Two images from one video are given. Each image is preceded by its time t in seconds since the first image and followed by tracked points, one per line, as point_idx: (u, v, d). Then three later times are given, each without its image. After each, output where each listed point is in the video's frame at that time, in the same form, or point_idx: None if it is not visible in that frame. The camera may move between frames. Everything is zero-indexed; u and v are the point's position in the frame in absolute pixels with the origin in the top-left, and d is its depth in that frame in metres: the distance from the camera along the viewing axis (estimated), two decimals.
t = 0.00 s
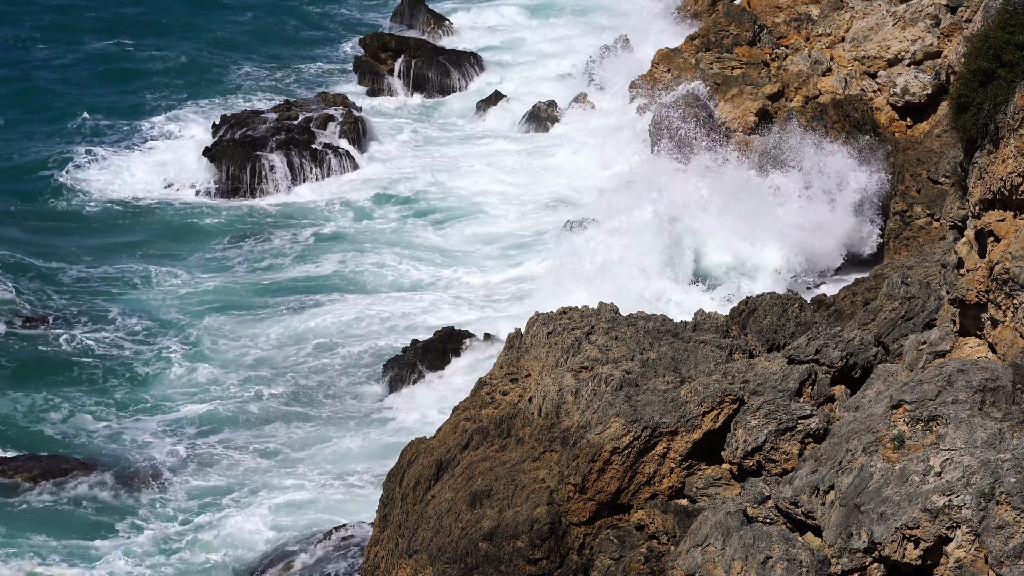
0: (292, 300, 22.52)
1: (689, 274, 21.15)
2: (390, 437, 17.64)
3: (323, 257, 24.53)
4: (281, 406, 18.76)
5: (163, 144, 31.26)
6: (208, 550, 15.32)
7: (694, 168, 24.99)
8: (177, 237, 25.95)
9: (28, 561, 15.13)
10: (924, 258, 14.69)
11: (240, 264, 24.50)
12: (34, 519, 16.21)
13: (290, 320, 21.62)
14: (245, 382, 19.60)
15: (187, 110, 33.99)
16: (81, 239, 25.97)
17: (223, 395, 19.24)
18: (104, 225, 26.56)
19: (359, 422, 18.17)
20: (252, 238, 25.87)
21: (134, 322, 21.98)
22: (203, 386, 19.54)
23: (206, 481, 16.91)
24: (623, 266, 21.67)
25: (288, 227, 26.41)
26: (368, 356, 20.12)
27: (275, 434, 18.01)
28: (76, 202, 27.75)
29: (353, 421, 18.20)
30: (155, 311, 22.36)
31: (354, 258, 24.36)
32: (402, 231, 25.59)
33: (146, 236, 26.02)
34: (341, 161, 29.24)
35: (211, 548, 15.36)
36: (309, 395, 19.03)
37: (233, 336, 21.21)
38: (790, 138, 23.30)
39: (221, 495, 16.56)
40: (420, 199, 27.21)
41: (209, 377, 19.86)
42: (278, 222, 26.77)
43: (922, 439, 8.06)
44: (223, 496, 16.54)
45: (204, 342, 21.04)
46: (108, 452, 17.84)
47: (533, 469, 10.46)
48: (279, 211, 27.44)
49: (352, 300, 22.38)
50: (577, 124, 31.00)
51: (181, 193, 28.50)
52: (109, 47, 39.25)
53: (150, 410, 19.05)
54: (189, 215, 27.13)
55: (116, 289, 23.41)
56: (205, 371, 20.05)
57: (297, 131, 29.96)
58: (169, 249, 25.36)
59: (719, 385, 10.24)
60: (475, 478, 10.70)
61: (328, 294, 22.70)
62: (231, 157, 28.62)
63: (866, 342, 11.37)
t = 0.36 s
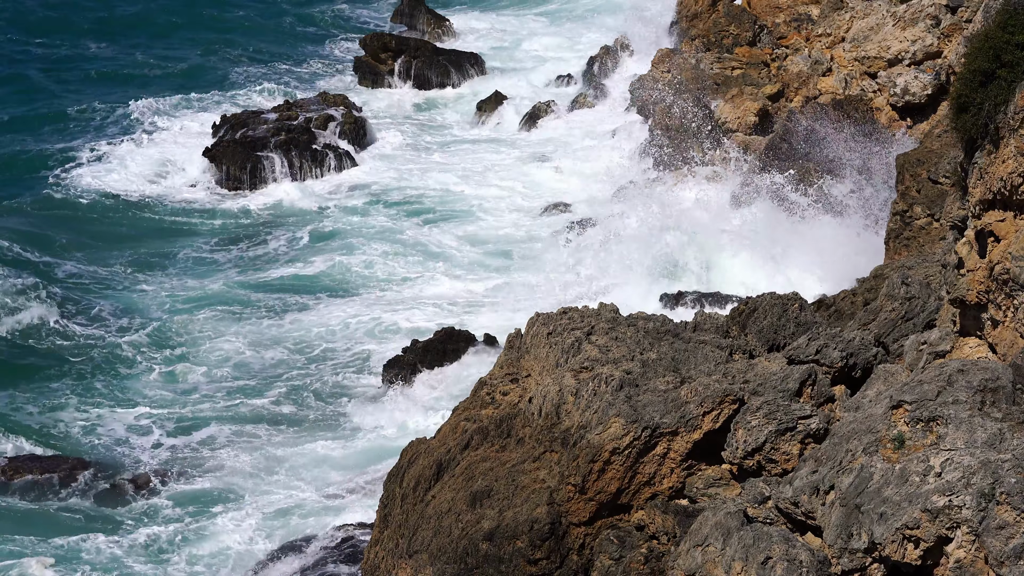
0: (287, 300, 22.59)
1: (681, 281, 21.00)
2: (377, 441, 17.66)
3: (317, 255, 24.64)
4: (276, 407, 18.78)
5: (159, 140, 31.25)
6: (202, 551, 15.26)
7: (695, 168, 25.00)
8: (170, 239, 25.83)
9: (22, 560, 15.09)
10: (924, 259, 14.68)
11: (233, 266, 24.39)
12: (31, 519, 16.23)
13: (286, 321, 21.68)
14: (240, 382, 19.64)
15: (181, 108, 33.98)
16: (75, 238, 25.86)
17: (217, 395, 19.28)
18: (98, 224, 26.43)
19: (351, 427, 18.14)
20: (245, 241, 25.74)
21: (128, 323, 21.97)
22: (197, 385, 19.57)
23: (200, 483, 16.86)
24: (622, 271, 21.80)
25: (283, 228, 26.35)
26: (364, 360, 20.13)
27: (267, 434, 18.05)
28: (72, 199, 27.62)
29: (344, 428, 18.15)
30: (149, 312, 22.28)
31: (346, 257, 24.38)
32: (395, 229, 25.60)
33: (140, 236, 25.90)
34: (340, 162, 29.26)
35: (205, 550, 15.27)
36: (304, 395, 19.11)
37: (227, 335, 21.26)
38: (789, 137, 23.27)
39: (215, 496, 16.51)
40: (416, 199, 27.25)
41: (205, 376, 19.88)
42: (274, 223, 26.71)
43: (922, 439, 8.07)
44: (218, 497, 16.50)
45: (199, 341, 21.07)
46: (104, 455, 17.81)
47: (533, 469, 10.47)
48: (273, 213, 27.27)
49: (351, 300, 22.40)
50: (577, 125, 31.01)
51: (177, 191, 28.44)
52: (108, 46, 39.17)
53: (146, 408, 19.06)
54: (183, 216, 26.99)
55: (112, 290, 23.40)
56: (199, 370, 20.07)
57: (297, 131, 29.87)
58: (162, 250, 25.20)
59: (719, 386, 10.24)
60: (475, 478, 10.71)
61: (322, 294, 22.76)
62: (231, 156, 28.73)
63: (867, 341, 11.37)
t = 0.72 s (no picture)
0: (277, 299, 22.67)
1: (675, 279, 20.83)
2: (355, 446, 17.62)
3: (302, 256, 24.57)
4: (267, 405, 18.86)
5: (154, 138, 31.29)
6: (198, 552, 15.17)
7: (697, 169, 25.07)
8: (161, 236, 25.74)
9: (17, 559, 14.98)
10: (924, 258, 14.68)
11: (223, 267, 24.25)
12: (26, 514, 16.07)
13: (278, 321, 21.71)
14: (230, 380, 19.66)
15: (175, 106, 34.08)
16: (71, 232, 25.82)
17: (207, 391, 19.34)
18: (91, 221, 26.26)
19: (337, 429, 18.13)
20: (235, 241, 25.60)
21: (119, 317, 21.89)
22: (187, 380, 19.61)
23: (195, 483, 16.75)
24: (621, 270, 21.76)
25: (277, 228, 26.23)
26: (356, 361, 20.12)
27: (251, 426, 18.27)
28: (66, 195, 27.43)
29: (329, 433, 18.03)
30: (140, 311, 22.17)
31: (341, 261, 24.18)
32: (388, 232, 25.31)
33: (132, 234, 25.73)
34: (340, 162, 29.36)
35: (204, 549, 15.22)
36: (296, 396, 19.12)
37: (214, 331, 21.31)
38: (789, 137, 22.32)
39: (210, 496, 16.43)
40: (412, 199, 27.26)
41: (195, 372, 19.91)
42: (269, 221, 26.59)
43: (922, 439, 8.07)
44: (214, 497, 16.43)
45: (189, 337, 21.08)
46: (97, 455, 17.69)
47: (533, 469, 10.47)
48: (264, 213, 27.07)
49: (351, 300, 22.40)
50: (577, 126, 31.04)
51: (170, 188, 28.38)
52: (106, 44, 39.04)
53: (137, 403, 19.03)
54: (176, 215, 26.90)
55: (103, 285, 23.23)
56: (192, 366, 20.08)
57: (297, 130, 29.82)
58: (153, 249, 25.03)
59: (719, 386, 10.25)
60: (475, 478, 10.71)
61: (313, 292, 22.88)
62: (231, 156, 28.94)
63: (866, 342, 11.37)
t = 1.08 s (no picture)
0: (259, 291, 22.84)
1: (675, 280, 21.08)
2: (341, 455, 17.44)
3: (275, 256, 24.53)
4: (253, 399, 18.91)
5: (152, 141, 31.20)
6: (193, 553, 15.11)
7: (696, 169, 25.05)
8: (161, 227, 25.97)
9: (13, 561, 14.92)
10: (924, 258, 14.70)
11: (204, 259, 24.40)
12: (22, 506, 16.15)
13: (273, 318, 21.71)
14: (218, 375, 19.70)
15: (172, 104, 34.10)
16: (76, 222, 25.98)
17: (193, 383, 19.46)
18: (96, 213, 26.41)
19: (316, 434, 18.05)
20: (238, 230, 26.02)
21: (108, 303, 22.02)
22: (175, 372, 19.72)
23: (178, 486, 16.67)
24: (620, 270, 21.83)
25: (277, 225, 26.27)
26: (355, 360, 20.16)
27: (231, 419, 18.37)
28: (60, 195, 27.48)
29: (296, 436, 17.90)
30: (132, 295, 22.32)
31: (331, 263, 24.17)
32: (384, 233, 25.32)
33: (124, 220, 26.01)
34: (340, 162, 29.36)
35: (200, 551, 15.17)
36: (291, 395, 19.11)
37: (196, 323, 21.47)
38: (789, 137, 22.11)
39: (195, 498, 16.38)
40: (409, 199, 27.29)
41: (182, 364, 20.04)
42: (268, 220, 26.56)
43: (922, 439, 8.09)
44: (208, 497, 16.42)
45: (176, 330, 21.21)
46: (88, 443, 17.80)
47: (533, 469, 10.47)
48: (258, 212, 27.04)
49: (349, 298, 22.34)
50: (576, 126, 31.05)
51: (172, 187, 28.23)
52: (105, 42, 38.96)
53: (127, 396, 19.15)
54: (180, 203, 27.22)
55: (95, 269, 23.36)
56: (195, 358, 20.21)
57: (298, 130, 29.77)
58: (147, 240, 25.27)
59: (719, 386, 10.25)
60: (475, 478, 10.71)
61: (295, 288, 22.90)
62: (230, 156, 28.98)
63: (866, 342, 11.38)
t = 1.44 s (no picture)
0: (241, 287, 23.06)
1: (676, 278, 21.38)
2: (329, 458, 17.39)
3: (269, 255, 24.67)
4: (242, 395, 19.06)
5: (152, 142, 31.13)
6: (190, 555, 15.07)
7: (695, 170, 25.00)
8: (174, 214, 26.51)
9: (8, 560, 14.85)
10: (924, 259, 14.72)
11: (198, 255, 24.36)
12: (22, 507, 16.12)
13: (272, 317, 21.68)
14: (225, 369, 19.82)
15: (172, 104, 34.14)
16: (88, 217, 26.20)
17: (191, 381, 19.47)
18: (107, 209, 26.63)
19: (302, 438, 17.99)
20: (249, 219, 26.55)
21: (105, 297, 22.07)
22: (167, 367, 19.85)
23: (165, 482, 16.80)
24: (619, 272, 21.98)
25: (280, 224, 26.34)
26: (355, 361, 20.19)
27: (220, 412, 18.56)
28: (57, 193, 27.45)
29: (265, 440, 17.85)
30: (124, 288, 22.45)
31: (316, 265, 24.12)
32: (384, 234, 25.39)
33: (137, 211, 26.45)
34: (340, 163, 29.31)
35: (201, 549, 15.20)
36: (295, 394, 19.17)
37: (187, 313, 21.64)
38: (789, 137, 22.13)
39: (191, 497, 16.43)
40: (408, 200, 27.29)
41: (173, 360, 20.14)
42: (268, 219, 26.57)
43: (922, 440, 8.10)
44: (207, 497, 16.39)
45: (170, 325, 21.25)
46: (87, 437, 17.84)
47: (533, 470, 10.47)
48: (260, 210, 27.11)
49: (349, 297, 22.33)
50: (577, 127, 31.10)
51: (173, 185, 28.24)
52: (105, 41, 38.94)
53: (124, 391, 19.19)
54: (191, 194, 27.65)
55: (95, 267, 23.41)
56: (206, 349, 20.45)
57: (298, 130, 29.77)
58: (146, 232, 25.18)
59: (719, 387, 10.25)
60: (475, 478, 10.71)
61: (278, 288, 22.95)
62: (231, 158, 29.11)
63: (866, 342, 11.38)
